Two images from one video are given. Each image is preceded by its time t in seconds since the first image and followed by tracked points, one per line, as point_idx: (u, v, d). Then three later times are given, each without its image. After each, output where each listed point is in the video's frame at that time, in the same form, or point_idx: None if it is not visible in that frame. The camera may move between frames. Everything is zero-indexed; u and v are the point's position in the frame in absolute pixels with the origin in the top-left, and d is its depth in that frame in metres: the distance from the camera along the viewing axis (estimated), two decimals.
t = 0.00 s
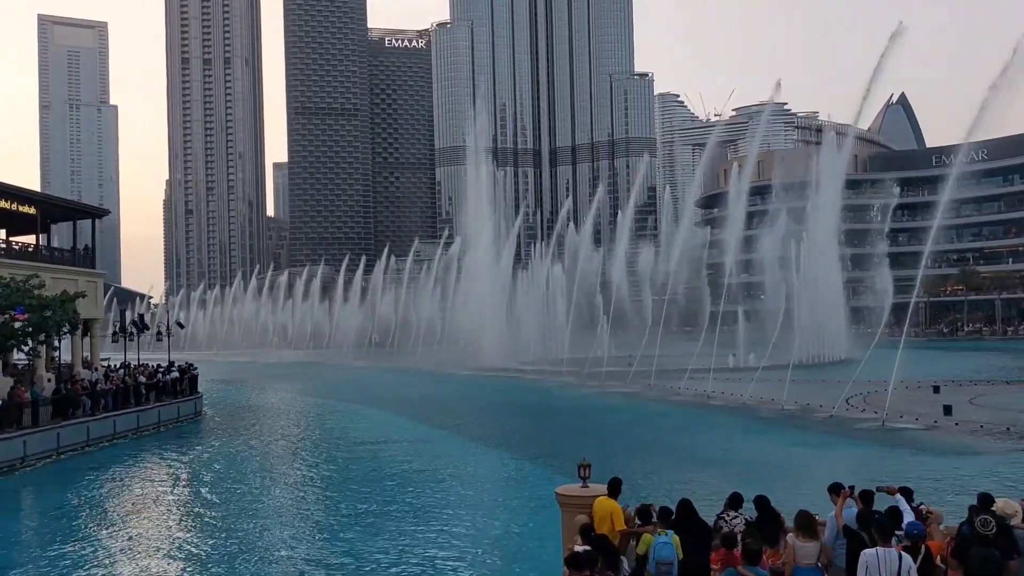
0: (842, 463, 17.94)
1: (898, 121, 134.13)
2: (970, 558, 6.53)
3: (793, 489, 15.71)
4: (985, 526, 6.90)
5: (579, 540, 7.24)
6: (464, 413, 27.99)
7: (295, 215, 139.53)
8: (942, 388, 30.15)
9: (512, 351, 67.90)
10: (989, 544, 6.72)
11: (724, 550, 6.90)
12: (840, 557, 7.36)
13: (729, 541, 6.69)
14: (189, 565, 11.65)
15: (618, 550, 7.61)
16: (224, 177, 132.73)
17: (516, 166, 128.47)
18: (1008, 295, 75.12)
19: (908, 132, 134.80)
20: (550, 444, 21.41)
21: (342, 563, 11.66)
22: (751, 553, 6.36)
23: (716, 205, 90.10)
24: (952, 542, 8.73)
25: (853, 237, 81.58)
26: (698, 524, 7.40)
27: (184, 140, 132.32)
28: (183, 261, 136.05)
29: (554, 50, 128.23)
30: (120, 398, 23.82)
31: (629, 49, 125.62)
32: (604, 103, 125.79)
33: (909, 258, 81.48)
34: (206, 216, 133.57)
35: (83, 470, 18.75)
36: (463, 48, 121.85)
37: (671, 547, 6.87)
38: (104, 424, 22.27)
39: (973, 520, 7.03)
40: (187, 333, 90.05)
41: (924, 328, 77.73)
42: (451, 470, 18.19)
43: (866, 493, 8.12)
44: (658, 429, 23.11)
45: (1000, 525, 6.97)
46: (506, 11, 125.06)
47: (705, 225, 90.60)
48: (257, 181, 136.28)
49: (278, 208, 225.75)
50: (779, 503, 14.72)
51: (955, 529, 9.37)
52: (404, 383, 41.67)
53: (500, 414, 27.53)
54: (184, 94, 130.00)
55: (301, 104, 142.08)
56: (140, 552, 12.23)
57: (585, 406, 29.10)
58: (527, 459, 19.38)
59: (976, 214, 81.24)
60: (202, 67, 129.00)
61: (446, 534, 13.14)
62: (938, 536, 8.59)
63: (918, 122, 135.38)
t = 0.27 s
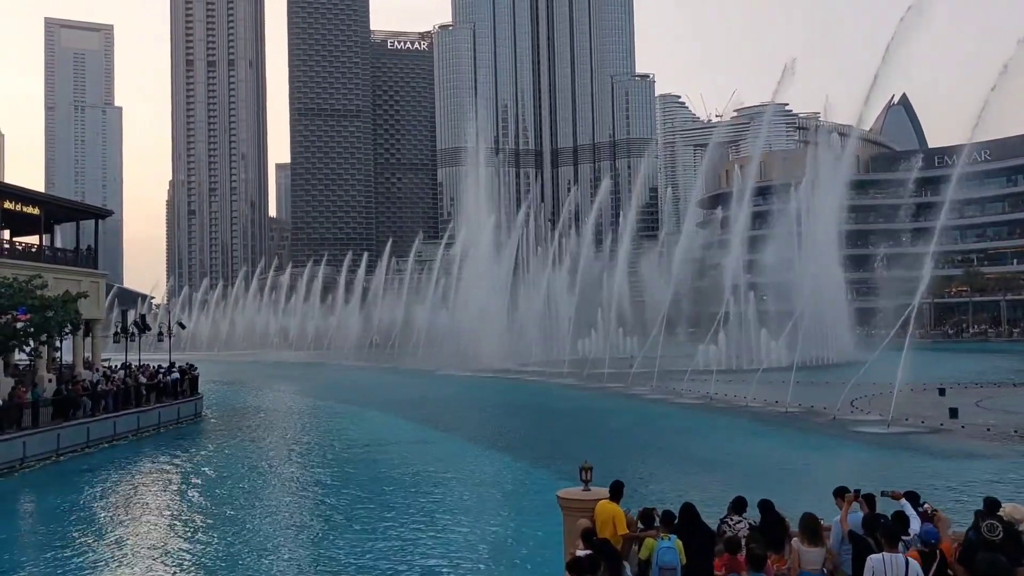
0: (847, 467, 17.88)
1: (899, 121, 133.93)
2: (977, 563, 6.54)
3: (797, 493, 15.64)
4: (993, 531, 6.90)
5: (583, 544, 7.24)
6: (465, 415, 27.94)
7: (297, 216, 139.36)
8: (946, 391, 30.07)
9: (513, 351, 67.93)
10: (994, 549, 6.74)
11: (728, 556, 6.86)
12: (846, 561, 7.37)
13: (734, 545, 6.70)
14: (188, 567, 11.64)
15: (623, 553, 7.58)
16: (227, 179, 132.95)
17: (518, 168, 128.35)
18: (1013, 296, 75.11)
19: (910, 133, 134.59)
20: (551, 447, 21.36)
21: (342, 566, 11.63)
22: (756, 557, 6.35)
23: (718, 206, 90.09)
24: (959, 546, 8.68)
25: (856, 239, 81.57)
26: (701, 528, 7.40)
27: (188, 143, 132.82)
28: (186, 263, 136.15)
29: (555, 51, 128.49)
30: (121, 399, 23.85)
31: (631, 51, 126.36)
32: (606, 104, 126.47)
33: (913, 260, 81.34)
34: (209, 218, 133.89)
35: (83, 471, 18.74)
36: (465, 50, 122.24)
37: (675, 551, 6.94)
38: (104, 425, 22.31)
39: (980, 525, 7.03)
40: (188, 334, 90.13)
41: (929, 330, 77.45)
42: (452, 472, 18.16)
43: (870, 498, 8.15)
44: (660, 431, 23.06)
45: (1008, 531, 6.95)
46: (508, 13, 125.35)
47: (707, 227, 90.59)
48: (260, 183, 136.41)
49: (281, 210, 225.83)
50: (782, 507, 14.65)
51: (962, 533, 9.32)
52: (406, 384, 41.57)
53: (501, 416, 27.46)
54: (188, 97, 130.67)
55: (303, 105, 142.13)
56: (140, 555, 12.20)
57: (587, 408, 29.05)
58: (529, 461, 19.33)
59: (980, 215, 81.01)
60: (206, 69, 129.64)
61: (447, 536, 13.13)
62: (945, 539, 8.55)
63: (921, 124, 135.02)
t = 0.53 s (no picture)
0: (851, 475, 17.84)
1: (902, 128, 133.76)
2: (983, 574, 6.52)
3: (801, 501, 15.59)
4: (999, 540, 6.90)
5: (585, 554, 7.22)
6: (466, 421, 27.91)
7: (298, 221, 139.47)
8: (950, 398, 30.05)
9: (514, 356, 67.96)
10: (1001, 559, 6.73)
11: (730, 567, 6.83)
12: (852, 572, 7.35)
13: (738, 556, 6.65)
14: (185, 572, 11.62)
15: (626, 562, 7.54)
16: (230, 184, 133.66)
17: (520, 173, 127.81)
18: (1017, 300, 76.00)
19: (912, 139, 134.73)
20: (554, 453, 21.32)
21: (340, 572, 11.58)
22: (761, 566, 6.32)
23: (720, 211, 90.13)
24: (966, 556, 8.65)
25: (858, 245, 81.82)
26: (703, 537, 7.41)
27: (191, 147, 133.80)
28: (187, 266, 136.50)
29: (558, 56, 128.70)
30: (121, 403, 23.87)
31: (632, 58, 127.96)
32: (608, 112, 127.57)
33: (915, 266, 81.35)
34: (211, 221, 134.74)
35: (83, 476, 18.74)
36: (468, 55, 122.45)
37: (677, 561, 6.86)
38: (104, 429, 22.33)
39: (985, 535, 7.04)
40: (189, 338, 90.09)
41: (931, 336, 77.52)
42: (452, 479, 18.11)
43: (875, 508, 8.19)
44: (663, 438, 23.01)
45: (1014, 540, 6.93)
46: (510, 18, 125.71)
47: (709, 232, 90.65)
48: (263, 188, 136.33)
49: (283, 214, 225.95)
50: (786, 515, 14.60)
51: (969, 543, 9.29)
52: (408, 388, 41.64)
53: (503, 422, 27.44)
54: (192, 101, 131.44)
55: (306, 110, 142.45)
56: (138, 560, 12.19)
57: (590, 414, 29.02)
58: (532, 468, 19.33)
59: (983, 221, 81.13)
60: (210, 74, 130.05)
61: (446, 543, 13.09)
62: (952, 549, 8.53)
63: (922, 131, 135.30)
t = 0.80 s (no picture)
0: (856, 495, 17.72)
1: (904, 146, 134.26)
2: None
3: (805, 522, 15.46)
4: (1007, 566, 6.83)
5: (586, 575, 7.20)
6: (468, 439, 27.79)
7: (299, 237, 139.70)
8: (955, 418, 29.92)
9: (513, 373, 67.98)
10: None
11: None
12: None
13: None
14: None
15: None
16: (233, 199, 133.82)
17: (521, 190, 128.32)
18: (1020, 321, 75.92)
19: (914, 158, 135.11)
20: (555, 472, 21.20)
21: None
22: None
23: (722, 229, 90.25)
24: None
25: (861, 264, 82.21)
26: (705, 559, 7.36)
27: (195, 163, 135.37)
28: (189, 281, 137.20)
29: (558, 74, 129.42)
30: (121, 419, 23.87)
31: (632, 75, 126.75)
32: (608, 127, 126.72)
33: (918, 284, 81.28)
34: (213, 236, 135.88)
35: (79, 493, 18.58)
36: (469, 74, 124.10)
37: None
38: (103, 446, 22.29)
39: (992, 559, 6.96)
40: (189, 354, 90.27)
41: (934, 355, 77.60)
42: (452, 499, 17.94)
43: (881, 531, 8.15)
44: (666, 457, 22.91)
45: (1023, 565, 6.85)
46: (511, 36, 126.81)
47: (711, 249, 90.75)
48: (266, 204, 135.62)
49: (286, 231, 226.46)
50: (789, 536, 14.49)
51: (974, 566, 9.19)
52: (410, 406, 41.55)
53: (504, 440, 27.33)
54: (196, 118, 133.06)
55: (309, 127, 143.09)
56: None
57: (591, 432, 28.93)
58: (533, 487, 19.23)
59: (986, 240, 81.49)
60: (214, 92, 131.93)
61: (445, 564, 12.96)
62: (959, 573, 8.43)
63: (924, 149, 135.67)
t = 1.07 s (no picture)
0: (860, 530, 17.63)
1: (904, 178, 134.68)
2: None
3: (810, 556, 15.36)
4: None
5: None
6: (468, 470, 27.63)
7: (299, 264, 140.02)
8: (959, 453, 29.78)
9: (514, 404, 67.76)
10: None
11: None
12: None
13: None
14: None
15: None
16: (234, 228, 134.76)
17: (522, 219, 128.72)
18: None
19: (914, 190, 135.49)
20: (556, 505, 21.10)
21: None
22: None
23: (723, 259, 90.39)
24: None
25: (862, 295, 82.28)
26: None
27: (197, 193, 134.35)
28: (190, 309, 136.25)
29: (559, 104, 130.51)
30: (119, 448, 23.72)
31: (632, 107, 126.92)
32: (608, 157, 126.90)
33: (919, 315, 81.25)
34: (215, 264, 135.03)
35: (75, 523, 18.43)
36: (471, 105, 125.01)
37: None
38: (101, 475, 22.13)
39: None
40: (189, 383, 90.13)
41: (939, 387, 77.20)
42: (452, 530, 17.82)
43: (882, 567, 8.14)
44: (668, 489, 22.81)
45: None
46: (512, 68, 128.30)
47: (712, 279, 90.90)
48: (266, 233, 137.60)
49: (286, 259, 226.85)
50: (789, 569, 14.42)
51: None
52: (412, 436, 41.28)
53: (504, 472, 27.20)
54: (198, 147, 133.40)
55: (310, 156, 144.49)
56: None
57: (594, 464, 28.80)
58: (533, 519, 19.10)
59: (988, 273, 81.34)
60: (218, 122, 132.45)
61: None
62: None
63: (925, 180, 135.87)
